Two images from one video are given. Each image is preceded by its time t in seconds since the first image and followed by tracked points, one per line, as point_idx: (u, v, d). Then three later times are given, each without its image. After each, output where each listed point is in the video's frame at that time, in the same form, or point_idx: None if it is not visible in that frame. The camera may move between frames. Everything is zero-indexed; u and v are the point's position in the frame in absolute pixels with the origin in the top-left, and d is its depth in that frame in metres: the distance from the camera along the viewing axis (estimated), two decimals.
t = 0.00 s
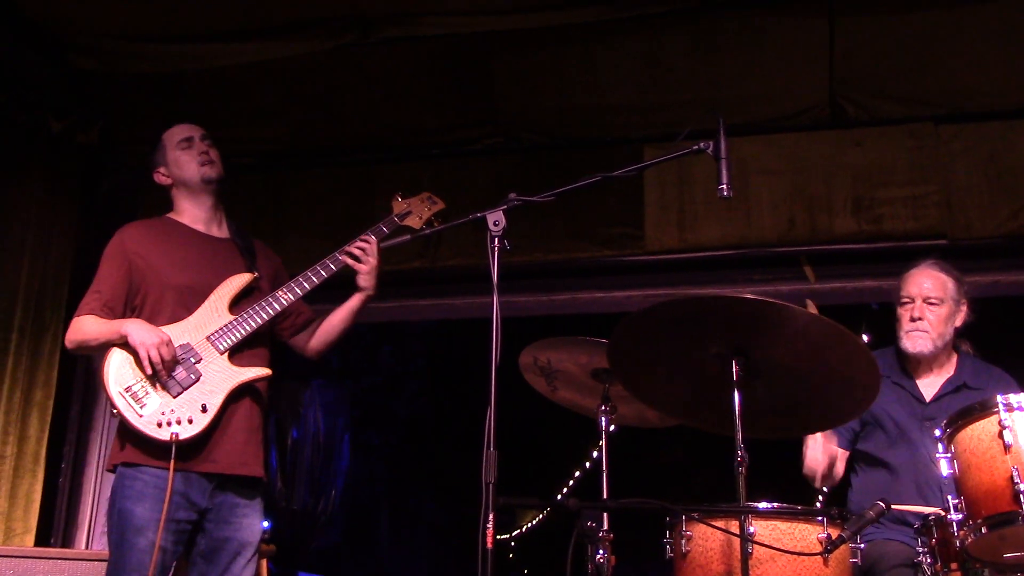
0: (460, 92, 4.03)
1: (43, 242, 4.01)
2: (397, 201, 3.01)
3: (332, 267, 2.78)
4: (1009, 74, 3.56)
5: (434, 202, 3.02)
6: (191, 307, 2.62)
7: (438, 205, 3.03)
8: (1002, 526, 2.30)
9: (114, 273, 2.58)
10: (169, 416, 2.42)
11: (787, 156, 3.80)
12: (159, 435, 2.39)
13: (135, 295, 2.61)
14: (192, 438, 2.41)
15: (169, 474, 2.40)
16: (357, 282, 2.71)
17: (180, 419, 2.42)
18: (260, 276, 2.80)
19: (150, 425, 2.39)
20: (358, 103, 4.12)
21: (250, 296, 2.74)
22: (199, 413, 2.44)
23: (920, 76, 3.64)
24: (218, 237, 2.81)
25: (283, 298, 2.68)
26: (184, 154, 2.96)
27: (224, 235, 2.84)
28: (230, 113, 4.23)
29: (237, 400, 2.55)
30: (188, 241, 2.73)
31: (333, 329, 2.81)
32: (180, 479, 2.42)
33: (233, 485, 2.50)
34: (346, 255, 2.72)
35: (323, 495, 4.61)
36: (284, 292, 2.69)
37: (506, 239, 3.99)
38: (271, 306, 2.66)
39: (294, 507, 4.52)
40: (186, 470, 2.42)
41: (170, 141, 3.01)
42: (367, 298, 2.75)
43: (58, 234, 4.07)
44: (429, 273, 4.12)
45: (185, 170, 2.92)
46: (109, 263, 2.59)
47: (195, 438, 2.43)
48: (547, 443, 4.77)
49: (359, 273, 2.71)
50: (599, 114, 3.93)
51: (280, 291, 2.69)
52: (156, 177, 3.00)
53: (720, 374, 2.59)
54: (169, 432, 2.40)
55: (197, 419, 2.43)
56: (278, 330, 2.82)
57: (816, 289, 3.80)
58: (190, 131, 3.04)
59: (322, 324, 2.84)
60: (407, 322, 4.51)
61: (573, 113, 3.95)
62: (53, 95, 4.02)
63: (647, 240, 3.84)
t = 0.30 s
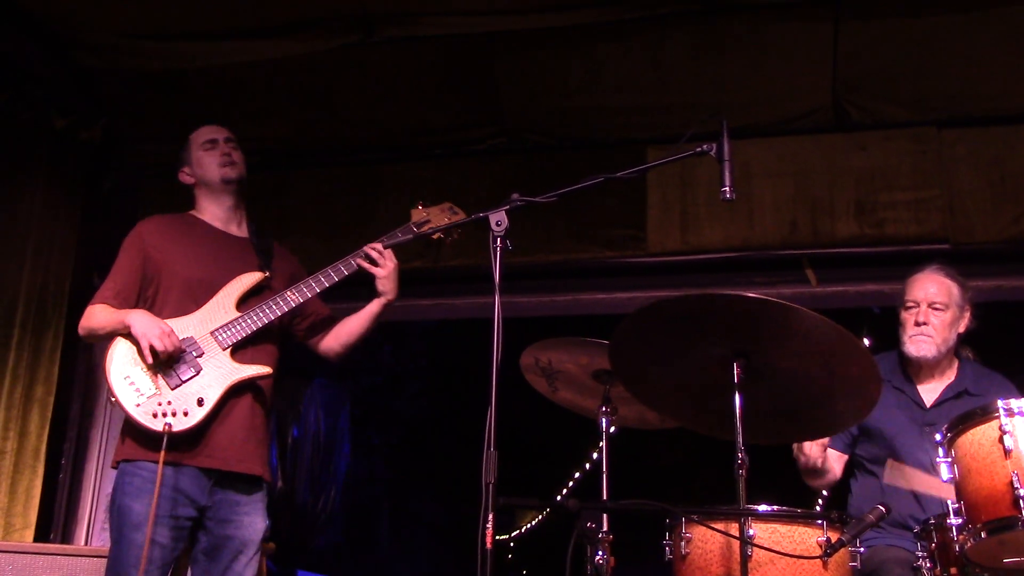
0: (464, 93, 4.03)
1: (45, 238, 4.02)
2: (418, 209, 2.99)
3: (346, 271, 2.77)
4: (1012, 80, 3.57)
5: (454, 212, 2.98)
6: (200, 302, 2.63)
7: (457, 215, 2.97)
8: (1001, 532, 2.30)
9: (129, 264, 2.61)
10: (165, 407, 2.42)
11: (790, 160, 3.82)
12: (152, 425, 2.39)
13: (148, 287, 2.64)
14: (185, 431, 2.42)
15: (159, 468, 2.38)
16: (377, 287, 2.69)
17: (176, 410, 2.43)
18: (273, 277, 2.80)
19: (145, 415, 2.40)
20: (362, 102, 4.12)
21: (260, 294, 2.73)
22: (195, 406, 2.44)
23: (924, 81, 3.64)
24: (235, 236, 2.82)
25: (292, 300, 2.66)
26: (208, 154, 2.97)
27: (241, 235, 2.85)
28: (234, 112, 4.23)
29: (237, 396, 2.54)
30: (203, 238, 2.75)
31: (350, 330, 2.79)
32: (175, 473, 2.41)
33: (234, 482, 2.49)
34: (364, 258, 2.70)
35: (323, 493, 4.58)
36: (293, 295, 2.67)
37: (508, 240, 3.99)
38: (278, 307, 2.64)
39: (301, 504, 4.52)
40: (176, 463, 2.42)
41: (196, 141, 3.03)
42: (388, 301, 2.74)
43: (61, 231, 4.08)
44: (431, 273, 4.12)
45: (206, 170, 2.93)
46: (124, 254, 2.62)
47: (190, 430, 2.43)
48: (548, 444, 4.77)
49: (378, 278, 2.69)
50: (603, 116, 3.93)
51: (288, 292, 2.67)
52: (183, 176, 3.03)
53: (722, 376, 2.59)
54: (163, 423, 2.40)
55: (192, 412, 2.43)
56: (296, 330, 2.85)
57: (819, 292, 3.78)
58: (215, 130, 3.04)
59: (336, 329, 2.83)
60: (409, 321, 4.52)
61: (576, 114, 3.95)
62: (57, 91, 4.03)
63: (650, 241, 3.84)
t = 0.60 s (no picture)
0: (465, 92, 4.03)
1: (46, 238, 4.02)
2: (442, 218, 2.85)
3: (354, 277, 2.72)
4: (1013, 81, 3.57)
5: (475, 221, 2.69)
6: (207, 299, 2.63)
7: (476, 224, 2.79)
8: (1003, 533, 2.30)
9: (142, 261, 2.62)
10: (159, 401, 2.42)
11: (791, 160, 3.82)
12: (145, 418, 2.40)
13: (160, 284, 2.65)
14: (178, 425, 2.41)
15: (146, 465, 2.39)
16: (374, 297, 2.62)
17: (170, 404, 2.42)
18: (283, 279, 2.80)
19: (139, 408, 2.40)
20: (362, 102, 4.12)
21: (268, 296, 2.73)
22: (189, 401, 2.44)
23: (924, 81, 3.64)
24: (250, 240, 2.81)
25: (297, 301, 2.66)
26: (228, 158, 2.95)
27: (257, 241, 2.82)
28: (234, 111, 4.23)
29: (236, 393, 2.54)
30: (216, 238, 2.75)
31: (348, 345, 2.75)
32: (163, 469, 2.41)
33: (235, 482, 2.47)
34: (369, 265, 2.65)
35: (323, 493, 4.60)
36: (298, 297, 2.67)
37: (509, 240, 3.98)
38: (282, 309, 2.63)
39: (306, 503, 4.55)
40: (165, 460, 2.41)
41: (219, 146, 3.01)
42: (385, 316, 2.65)
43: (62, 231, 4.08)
44: (432, 273, 4.11)
45: (226, 175, 2.91)
46: (141, 251, 2.64)
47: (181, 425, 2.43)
48: (548, 444, 4.77)
49: (378, 288, 2.62)
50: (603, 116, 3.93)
51: (296, 293, 2.68)
52: (205, 178, 3.02)
53: (723, 377, 2.59)
54: (156, 416, 2.40)
55: (186, 407, 2.43)
56: (301, 336, 2.84)
57: (819, 293, 3.80)
58: (239, 135, 3.02)
59: (336, 341, 2.79)
60: (410, 321, 4.51)
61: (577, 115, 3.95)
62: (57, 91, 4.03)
63: (650, 241, 3.84)
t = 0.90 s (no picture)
0: (465, 92, 4.03)
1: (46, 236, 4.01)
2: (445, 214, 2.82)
3: (358, 275, 2.72)
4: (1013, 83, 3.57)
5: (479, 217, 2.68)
6: (209, 299, 2.63)
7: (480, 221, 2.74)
8: (1001, 533, 2.30)
9: (147, 261, 2.63)
10: (160, 401, 2.43)
11: (792, 161, 3.81)
12: (145, 418, 2.40)
13: (164, 284, 2.65)
14: (176, 425, 2.41)
15: (144, 463, 2.39)
16: (378, 294, 2.62)
17: (170, 404, 2.43)
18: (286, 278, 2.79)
19: (140, 408, 2.41)
20: (363, 101, 4.12)
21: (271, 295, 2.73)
22: (189, 401, 2.44)
23: (924, 82, 3.64)
24: (256, 240, 2.81)
25: (301, 299, 2.66)
26: (238, 159, 2.96)
27: (262, 240, 2.82)
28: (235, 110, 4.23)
29: (238, 393, 2.54)
30: (220, 238, 2.75)
31: (353, 344, 2.74)
32: (161, 468, 2.40)
33: (235, 481, 2.47)
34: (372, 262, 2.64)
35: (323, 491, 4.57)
36: (301, 295, 2.67)
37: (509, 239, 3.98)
38: (284, 308, 2.63)
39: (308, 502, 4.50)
40: (163, 459, 2.41)
41: (230, 146, 3.02)
42: (389, 311, 2.65)
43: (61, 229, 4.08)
44: (432, 272, 4.11)
45: (234, 175, 2.92)
46: (147, 251, 2.65)
47: (180, 425, 2.43)
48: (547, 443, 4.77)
49: (382, 284, 2.62)
50: (603, 116, 3.93)
51: (299, 292, 2.68)
52: (214, 178, 3.03)
53: (723, 378, 2.59)
54: (155, 416, 2.41)
55: (185, 407, 2.43)
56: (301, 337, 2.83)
57: (818, 293, 3.80)
58: (249, 136, 3.03)
59: (341, 338, 2.79)
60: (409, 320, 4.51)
61: (577, 115, 3.95)
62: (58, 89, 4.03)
63: (650, 241, 3.84)
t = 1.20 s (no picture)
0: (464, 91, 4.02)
1: (45, 235, 4.01)
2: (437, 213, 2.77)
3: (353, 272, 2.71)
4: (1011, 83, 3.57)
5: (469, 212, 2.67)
6: (205, 297, 2.62)
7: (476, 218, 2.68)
8: (999, 532, 2.31)
9: (141, 260, 2.63)
10: (157, 399, 2.42)
11: (789, 161, 3.82)
12: (142, 416, 2.40)
13: (159, 283, 2.65)
14: (175, 424, 2.41)
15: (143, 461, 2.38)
16: (373, 286, 2.60)
17: (168, 402, 2.42)
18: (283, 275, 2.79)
19: (137, 405, 2.41)
20: (361, 100, 4.12)
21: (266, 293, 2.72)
22: (186, 399, 2.44)
23: (923, 82, 3.64)
24: (250, 237, 2.80)
25: (296, 296, 2.66)
26: (231, 156, 2.93)
27: (256, 238, 2.81)
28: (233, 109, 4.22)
29: (235, 390, 2.54)
30: (215, 236, 2.74)
31: (349, 338, 2.73)
32: (159, 467, 2.40)
33: (232, 479, 2.47)
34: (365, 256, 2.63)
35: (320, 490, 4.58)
36: (296, 292, 2.66)
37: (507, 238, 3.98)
38: (279, 305, 2.62)
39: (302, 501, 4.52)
40: (162, 457, 2.41)
41: (224, 141, 3.00)
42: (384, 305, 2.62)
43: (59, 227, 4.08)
44: (430, 271, 4.11)
45: (227, 173, 2.90)
46: (141, 250, 2.65)
47: (178, 424, 2.43)
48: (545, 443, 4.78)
49: (376, 277, 2.61)
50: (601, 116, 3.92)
51: (295, 289, 2.67)
52: (207, 174, 3.01)
53: (720, 376, 2.59)
54: (153, 414, 2.41)
55: (183, 405, 2.43)
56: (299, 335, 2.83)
57: (815, 292, 3.81)
58: (243, 132, 3.00)
59: (336, 333, 2.76)
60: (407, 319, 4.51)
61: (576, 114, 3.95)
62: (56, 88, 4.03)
63: (648, 241, 3.84)
